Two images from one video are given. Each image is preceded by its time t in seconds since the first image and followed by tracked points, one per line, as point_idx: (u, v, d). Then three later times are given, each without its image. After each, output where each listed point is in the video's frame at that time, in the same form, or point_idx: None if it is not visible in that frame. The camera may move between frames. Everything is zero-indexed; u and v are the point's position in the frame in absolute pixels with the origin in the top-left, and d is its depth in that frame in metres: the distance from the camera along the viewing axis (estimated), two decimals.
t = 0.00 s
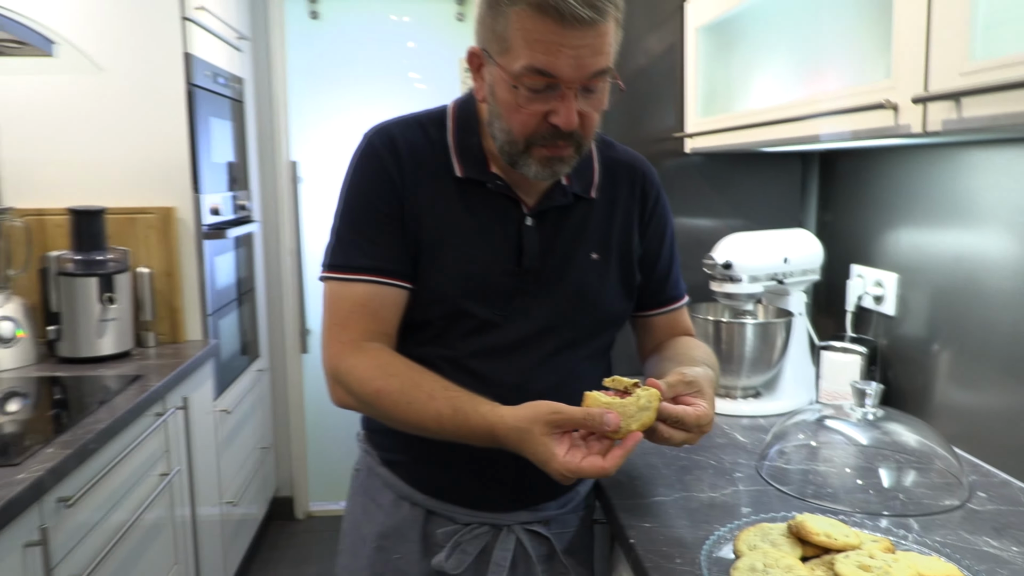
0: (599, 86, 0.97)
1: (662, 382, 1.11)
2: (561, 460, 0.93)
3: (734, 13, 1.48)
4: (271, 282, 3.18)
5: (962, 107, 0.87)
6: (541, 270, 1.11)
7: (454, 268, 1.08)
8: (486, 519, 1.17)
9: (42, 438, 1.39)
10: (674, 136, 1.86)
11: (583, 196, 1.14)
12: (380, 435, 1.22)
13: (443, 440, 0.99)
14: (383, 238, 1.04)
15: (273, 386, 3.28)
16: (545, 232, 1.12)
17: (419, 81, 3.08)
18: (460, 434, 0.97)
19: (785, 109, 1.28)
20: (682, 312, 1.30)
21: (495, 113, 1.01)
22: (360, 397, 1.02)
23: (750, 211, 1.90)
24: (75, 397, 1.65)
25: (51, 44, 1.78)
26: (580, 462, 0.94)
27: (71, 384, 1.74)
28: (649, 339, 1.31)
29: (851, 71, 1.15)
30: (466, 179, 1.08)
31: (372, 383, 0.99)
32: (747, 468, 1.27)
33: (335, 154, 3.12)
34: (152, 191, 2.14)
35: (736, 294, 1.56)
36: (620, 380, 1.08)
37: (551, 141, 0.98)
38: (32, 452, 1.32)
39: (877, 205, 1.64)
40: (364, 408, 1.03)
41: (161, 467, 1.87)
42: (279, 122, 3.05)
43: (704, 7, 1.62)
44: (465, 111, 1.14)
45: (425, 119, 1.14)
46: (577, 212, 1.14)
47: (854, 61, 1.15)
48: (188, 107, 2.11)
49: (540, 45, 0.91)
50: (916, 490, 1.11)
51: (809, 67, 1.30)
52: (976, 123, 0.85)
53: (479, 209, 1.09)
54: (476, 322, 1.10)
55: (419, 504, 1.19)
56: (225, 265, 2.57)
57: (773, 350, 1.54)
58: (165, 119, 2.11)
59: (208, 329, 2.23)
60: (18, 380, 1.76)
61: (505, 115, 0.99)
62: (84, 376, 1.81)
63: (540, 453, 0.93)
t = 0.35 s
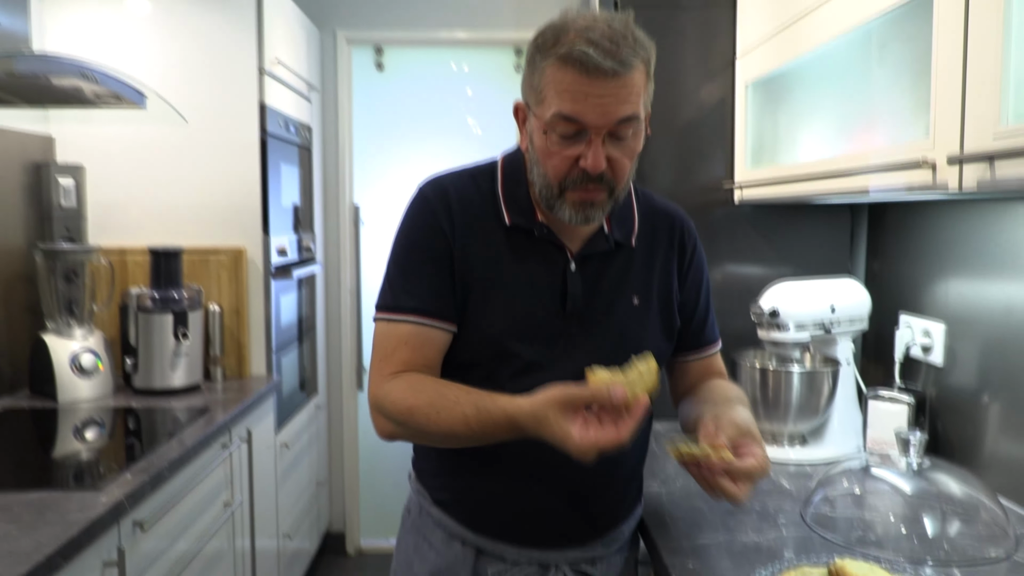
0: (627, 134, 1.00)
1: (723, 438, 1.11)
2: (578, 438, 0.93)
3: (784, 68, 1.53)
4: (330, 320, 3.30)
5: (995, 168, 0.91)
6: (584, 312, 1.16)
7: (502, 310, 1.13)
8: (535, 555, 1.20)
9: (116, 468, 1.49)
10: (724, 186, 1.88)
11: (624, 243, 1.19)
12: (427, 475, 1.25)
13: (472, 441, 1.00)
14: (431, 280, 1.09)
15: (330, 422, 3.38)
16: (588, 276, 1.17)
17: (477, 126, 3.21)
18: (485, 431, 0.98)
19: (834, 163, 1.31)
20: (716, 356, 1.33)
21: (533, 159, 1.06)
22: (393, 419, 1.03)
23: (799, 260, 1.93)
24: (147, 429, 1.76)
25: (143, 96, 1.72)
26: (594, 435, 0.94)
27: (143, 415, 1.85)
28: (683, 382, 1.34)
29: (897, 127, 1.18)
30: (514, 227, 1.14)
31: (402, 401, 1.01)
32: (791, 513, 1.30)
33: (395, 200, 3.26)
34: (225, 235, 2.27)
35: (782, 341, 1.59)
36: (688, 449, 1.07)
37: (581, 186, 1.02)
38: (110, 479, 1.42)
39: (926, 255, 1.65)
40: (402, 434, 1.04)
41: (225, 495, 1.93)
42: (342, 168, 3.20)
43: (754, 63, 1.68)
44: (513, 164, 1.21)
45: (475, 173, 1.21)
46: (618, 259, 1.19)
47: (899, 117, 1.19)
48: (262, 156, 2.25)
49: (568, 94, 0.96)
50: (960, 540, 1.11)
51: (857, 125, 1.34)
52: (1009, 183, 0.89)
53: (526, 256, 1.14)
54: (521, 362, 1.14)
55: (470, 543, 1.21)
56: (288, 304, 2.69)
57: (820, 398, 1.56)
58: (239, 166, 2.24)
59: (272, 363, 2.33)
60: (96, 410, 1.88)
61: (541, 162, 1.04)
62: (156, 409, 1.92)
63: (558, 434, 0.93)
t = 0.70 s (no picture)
0: (618, 154, 0.99)
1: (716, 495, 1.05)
2: (551, 299, 0.80)
3: (790, 114, 1.56)
4: (344, 356, 3.32)
5: (990, 219, 0.93)
6: (576, 352, 1.05)
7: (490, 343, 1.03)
8: None
9: (128, 500, 1.52)
10: (732, 229, 1.90)
11: (621, 289, 1.09)
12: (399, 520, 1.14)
13: (455, 392, 0.86)
14: (423, 304, 1.01)
15: (342, 457, 3.38)
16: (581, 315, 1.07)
17: (495, 165, 3.26)
18: (459, 367, 0.84)
19: (842, 208, 1.33)
20: (704, 411, 1.27)
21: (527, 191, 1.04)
22: (372, 408, 0.91)
23: (809, 302, 1.93)
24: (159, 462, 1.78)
25: (166, 137, 1.80)
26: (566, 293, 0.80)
27: (156, 449, 1.88)
28: (667, 431, 1.27)
29: (899, 174, 1.19)
30: (513, 258, 1.06)
31: (379, 380, 0.90)
32: (797, 558, 1.31)
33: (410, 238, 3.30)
34: (242, 272, 2.32)
35: (789, 384, 1.58)
36: (685, 507, 1.00)
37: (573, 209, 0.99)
38: (119, 511, 1.45)
39: (937, 300, 1.65)
40: (381, 434, 0.91)
41: (234, 531, 1.94)
42: (359, 206, 3.25)
43: (762, 109, 1.72)
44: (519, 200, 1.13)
45: (480, 206, 1.13)
46: (614, 305, 1.09)
47: (900, 164, 1.20)
48: (280, 196, 2.31)
49: (556, 112, 0.98)
50: None
51: (858, 170, 1.35)
52: (1004, 233, 0.90)
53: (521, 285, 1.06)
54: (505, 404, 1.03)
55: None
56: (302, 340, 2.72)
57: (828, 442, 1.55)
58: (258, 205, 2.30)
59: (285, 400, 2.36)
60: (110, 443, 1.92)
61: (532, 189, 1.02)
62: (168, 442, 1.95)
63: (531, 304, 0.80)
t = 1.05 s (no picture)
0: (568, 154, 0.98)
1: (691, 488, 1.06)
2: (518, 251, 0.85)
3: (797, 120, 1.55)
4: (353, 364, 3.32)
5: (997, 225, 0.92)
6: (543, 354, 1.05)
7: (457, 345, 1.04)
8: None
9: (135, 509, 1.52)
10: (740, 235, 1.88)
11: (590, 290, 1.09)
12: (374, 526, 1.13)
13: (428, 370, 0.88)
14: (389, 303, 1.02)
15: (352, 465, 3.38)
16: (549, 317, 1.07)
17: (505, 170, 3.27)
18: (430, 341, 0.87)
19: (850, 214, 1.31)
20: (683, 411, 1.26)
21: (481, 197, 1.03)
22: (344, 397, 0.91)
23: (819, 308, 1.90)
24: (167, 471, 1.78)
25: (171, 148, 1.81)
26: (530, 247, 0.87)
27: (165, 458, 1.88)
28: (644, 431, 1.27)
29: (906, 179, 1.18)
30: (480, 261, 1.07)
31: (349, 369, 0.91)
32: (807, 569, 1.29)
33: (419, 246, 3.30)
34: (250, 281, 2.32)
35: (799, 392, 1.56)
36: (660, 500, 1.00)
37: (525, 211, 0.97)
38: (125, 522, 1.45)
39: (949, 305, 1.62)
40: (354, 428, 0.92)
41: (242, 540, 1.93)
42: (367, 214, 3.25)
43: (768, 113, 1.70)
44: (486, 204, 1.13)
45: (447, 208, 1.14)
46: (583, 306, 1.09)
47: (908, 168, 1.18)
48: (287, 204, 2.31)
49: (501, 116, 0.97)
50: None
51: (866, 175, 1.33)
52: (1014, 238, 0.88)
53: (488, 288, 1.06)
54: (472, 404, 1.03)
55: None
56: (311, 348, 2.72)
57: (838, 451, 1.53)
58: (266, 214, 2.30)
59: (293, 408, 2.36)
60: (118, 453, 1.92)
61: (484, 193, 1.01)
62: (177, 451, 1.95)
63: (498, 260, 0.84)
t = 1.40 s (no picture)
0: (540, 162, 1.01)
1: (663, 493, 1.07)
2: (487, 265, 0.87)
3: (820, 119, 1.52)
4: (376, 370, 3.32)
5: None
6: (522, 361, 1.09)
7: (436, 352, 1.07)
8: None
9: (161, 517, 1.53)
10: (764, 236, 1.85)
11: (566, 296, 1.13)
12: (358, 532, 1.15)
13: (404, 384, 0.90)
14: (367, 314, 1.03)
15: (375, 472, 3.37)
16: (528, 324, 1.11)
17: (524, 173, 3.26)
18: (404, 355, 0.88)
19: (877, 215, 1.28)
20: (659, 412, 1.31)
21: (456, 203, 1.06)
22: (323, 415, 0.93)
23: (847, 310, 1.87)
24: (193, 480, 1.79)
25: (192, 157, 1.82)
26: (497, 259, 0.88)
27: (190, 466, 1.90)
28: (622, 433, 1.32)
29: (936, 177, 1.15)
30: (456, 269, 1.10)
31: (326, 387, 0.93)
32: None
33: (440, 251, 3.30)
34: (272, 288, 2.33)
35: (827, 396, 1.53)
36: (631, 505, 1.01)
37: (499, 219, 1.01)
38: (150, 531, 1.45)
39: (981, 305, 1.58)
40: (334, 445, 0.94)
41: (266, 548, 1.93)
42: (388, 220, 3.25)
43: (791, 113, 1.67)
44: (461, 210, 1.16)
45: (420, 215, 1.17)
46: (559, 312, 1.13)
47: (937, 167, 1.15)
48: (308, 212, 2.32)
49: (474, 124, 1.00)
50: None
51: (894, 175, 1.29)
52: None
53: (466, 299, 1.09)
54: (454, 412, 1.06)
55: None
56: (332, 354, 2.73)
57: (868, 456, 1.50)
58: (286, 221, 2.31)
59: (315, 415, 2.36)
60: (144, 461, 1.94)
61: (459, 200, 1.04)
62: (201, 459, 1.96)
63: (468, 273, 0.86)
